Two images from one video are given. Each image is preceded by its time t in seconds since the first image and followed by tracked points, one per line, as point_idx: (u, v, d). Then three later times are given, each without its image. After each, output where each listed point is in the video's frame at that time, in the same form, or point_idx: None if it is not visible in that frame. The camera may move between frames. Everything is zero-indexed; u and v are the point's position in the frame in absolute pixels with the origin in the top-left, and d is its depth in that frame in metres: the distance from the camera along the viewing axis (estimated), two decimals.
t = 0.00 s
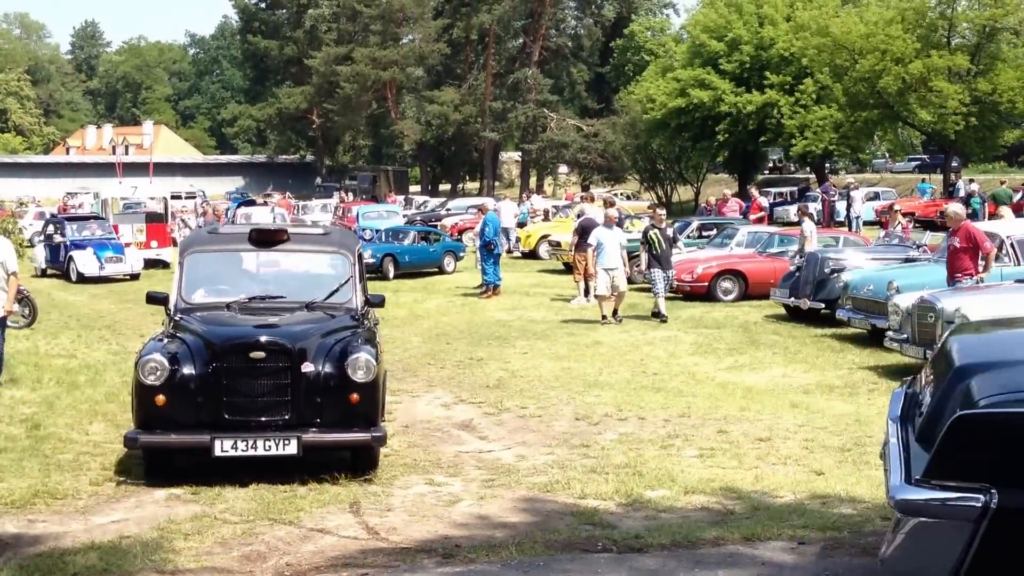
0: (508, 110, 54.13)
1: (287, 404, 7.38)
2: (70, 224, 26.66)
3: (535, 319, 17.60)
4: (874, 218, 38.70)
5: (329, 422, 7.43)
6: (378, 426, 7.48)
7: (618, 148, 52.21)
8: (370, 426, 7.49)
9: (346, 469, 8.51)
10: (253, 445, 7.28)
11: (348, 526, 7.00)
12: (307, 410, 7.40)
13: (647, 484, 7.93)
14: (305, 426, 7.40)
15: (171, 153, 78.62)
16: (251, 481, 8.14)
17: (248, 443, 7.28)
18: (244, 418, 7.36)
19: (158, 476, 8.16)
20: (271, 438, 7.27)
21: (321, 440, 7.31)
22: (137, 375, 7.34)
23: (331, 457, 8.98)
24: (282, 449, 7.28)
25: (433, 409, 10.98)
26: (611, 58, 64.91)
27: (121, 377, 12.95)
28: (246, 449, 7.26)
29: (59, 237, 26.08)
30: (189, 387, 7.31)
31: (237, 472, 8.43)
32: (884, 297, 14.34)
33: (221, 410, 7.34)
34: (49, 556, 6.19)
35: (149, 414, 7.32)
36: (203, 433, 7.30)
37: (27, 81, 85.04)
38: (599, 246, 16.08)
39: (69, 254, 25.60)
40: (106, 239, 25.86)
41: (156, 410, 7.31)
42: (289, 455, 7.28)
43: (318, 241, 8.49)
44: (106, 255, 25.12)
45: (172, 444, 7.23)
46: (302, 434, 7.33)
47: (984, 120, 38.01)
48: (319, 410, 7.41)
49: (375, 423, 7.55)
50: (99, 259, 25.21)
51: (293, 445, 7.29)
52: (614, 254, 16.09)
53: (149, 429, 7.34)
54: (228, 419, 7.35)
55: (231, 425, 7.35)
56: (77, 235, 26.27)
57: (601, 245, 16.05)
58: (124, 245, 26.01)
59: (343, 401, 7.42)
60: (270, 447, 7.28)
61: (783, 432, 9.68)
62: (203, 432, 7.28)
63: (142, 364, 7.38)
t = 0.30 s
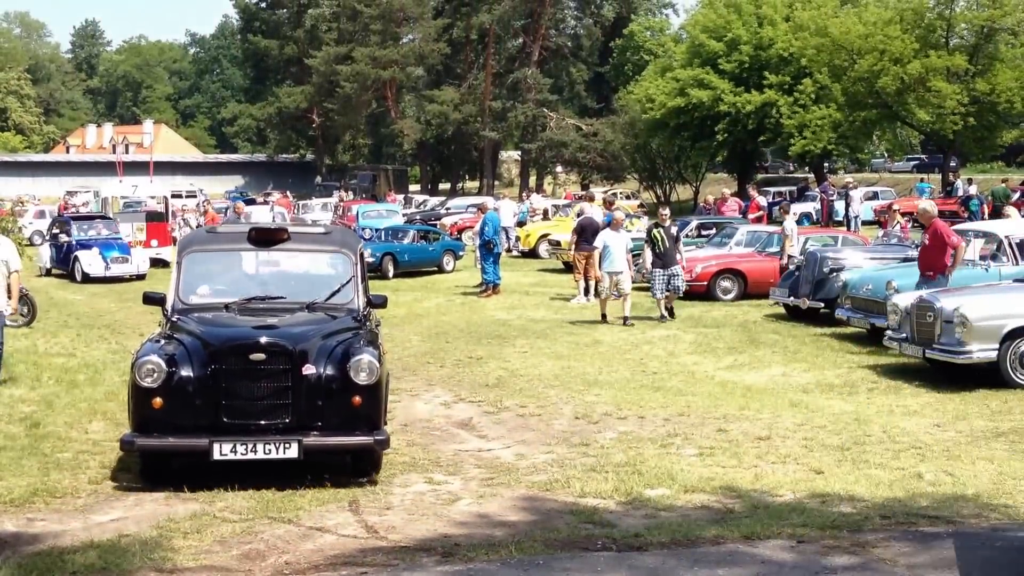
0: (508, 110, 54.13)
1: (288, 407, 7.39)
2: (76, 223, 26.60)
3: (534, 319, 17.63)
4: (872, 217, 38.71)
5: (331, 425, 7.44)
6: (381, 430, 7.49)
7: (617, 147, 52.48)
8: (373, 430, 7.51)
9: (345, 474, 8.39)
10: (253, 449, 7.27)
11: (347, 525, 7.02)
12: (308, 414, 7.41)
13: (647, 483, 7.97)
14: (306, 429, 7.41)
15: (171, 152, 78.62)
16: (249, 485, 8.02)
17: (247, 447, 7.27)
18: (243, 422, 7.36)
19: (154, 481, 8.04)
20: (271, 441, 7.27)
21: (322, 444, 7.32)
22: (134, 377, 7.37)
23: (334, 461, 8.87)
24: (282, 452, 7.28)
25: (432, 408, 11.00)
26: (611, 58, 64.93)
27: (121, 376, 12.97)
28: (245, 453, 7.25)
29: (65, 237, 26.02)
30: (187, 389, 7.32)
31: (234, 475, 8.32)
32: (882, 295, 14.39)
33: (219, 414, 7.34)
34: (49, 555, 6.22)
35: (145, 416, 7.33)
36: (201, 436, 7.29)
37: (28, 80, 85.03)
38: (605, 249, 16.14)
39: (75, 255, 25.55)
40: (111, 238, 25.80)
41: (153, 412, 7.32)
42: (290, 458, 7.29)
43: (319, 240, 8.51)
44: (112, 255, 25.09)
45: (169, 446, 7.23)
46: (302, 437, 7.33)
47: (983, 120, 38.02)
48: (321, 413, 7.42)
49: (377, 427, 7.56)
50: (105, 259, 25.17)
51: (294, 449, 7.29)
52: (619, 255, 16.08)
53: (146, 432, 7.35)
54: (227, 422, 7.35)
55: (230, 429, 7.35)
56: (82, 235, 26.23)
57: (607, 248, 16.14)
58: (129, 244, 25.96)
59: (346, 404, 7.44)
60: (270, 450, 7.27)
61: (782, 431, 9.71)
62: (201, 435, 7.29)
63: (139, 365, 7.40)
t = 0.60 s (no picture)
0: (508, 109, 54.11)
1: (291, 410, 7.30)
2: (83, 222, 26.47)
3: (534, 318, 17.64)
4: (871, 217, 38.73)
5: (334, 428, 7.35)
6: (385, 434, 7.41)
7: (616, 147, 52.55)
8: (377, 434, 7.43)
9: (346, 478, 8.27)
10: (255, 453, 7.18)
11: (346, 524, 7.02)
12: (311, 417, 7.32)
13: (646, 481, 7.98)
14: (309, 433, 7.32)
15: (170, 152, 78.58)
16: (247, 488, 7.91)
17: (249, 450, 7.19)
18: (245, 425, 7.27)
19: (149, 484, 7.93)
20: (273, 446, 7.18)
21: (326, 447, 7.24)
22: (133, 379, 7.28)
23: (335, 465, 8.76)
24: (285, 456, 7.19)
25: (431, 407, 11.01)
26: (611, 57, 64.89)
27: (120, 375, 12.98)
28: (247, 457, 7.16)
29: (71, 236, 25.90)
30: (188, 391, 7.23)
31: (232, 477, 8.20)
32: (881, 295, 14.43)
33: (220, 417, 7.25)
34: (47, 554, 6.22)
35: (145, 419, 7.25)
36: (202, 440, 7.21)
37: (28, 79, 84.95)
38: (611, 246, 15.97)
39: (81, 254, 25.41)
40: (117, 238, 25.69)
41: (152, 414, 7.24)
42: (293, 462, 7.20)
43: (321, 240, 8.51)
44: (119, 255, 24.98)
45: (169, 450, 7.15)
46: (305, 441, 7.25)
47: (982, 120, 38.06)
48: (324, 416, 7.33)
49: (382, 431, 7.48)
50: (111, 259, 25.04)
51: (298, 453, 7.21)
52: (626, 255, 15.93)
53: (145, 435, 7.26)
54: (229, 425, 7.25)
55: (231, 432, 7.26)
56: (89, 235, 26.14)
57: (614, 245, 15.96)
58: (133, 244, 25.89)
59: (350, 407, 7.37)
60: (272, 454, 7.18)
61: (781, 430, 9.72)
62: (202, 438, 7.20)
63: (138, 367, 7.32)
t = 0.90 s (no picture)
0: (507, 109, 54.12)
1: (295, 414, 7.17)
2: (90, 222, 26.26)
3: (534, 317, 17.62)
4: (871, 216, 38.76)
5: (339, 431, 7.22)
6: (392, 437, 7.27)
7: (615, 146, 52.61)
8: (383, 438, 7.29)
9: (350, 483, 8.12)
10: (259, 457, 7.03)
11: (346, 523, 7.00)
12: (316, 420, 7.19)
13: (646, 481, 7.97)
14: (314, 436, 7.20)
15: (170, 151, 78.54)
16: (248, 493, 7.77)
17: (252, 455, 7.04)
18: (248, 428, 7.13)
19: (149, 489, 7.79)
20: (277, 450, 7.04)
21: (332, 451, 7.10)
22: (133, 381, 7.14)
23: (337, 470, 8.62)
24: (291, 461, 7.04)
25: (431, 406, 10.99)
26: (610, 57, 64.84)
27: (119, 375, 12.96)
28: (251, 462, 7.01)
29: (76, 236, 25.70)
30: (189, 394, 7.09)
31: (233, 483, 8.06)
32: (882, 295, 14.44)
33: (223, 420, 7.11)
34: (47, 553, 6.20)
35: (145, 423, 7.12)
36: (205, 443, 7.07)
37: (27, 78, 84.84)
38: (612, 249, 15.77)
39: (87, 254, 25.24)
40: (123, 238, 25.50)
41: (153, 417, 7.11)
42: (298, 467, 7.06)
43: (324, 240, 8.45)
44: (125, 256, 24.80)
45: (171, 455, 7.01)
46: (310, 444, 7.11)
47: (982, 119, 38.08)
48: (329, 419, 7.20)
49: (388, 434, 7.34)
50: (117, 260, 24.86)
51: (303, 457, 7.06)
52: (629, 256, 15.65)
53: (145, 439, 7.12)
54: (231, 429, 7.11)
55: (234, 436, 7.12)
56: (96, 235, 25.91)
57: (614, 248, 15.71)
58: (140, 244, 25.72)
59: (356, 410, 7.23)
60: (277, 458, 7.04)
61: (781, 430, 9.70)
62: (205, 442, 7.06)
63: (138, 368, 7.17)
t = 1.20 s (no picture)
0: (506, 108, 54.11)
1: (301, 417, 6.99)
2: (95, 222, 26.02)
3: (534, 316, 17.60)
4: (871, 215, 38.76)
5: (346, 436, 7.05)
6: (401, 442, 7.10)
7: (615, 145, 52.67)
8: (393, 443, 7.12)
9: (355, 488, 7.92)
10: (265, 462, 6.84)
11: (345, 522, 6.99)
12: (323, 424, 7.01)
13: (646, 480, 7.95)
14: (321, 441, 7.02)
15: (169, 151, 78.50)
16: (251, 498, 7.57)
17: (258, 459, 6.85)
18: (253, 432, 6.95)
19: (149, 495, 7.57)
20: (284, 454, 6.85)
21: (340, 456, 6.92)
22: (133, 382, 6.94)
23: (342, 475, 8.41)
24: (298, 465, 6.86)
25: (431, 406, 10.97)
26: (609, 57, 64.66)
27: (118, 374, 12.93)
28: (256, 466, 6.83)
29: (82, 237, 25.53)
30: (192, 396, 6.91)
31: (236, 487, 7.86)
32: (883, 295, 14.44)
33: (227, 423, 6.92)
34: (46, 552, 6.17)
35: (146, 425, 6.92)
36: (208, 447, 6.87)
37: (27, 78, 84.82)
38: (614, 247, 15.69)
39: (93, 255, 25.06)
40: (130, 239, 25.34)
41: (154, 420, 6.91)
42: (305, 472, 6.87)
43: (328, 239, 8.28)
44: (131, 256, 24.65)
45: (174, 458, 6.81)
46: (317, 449, 6.92)
47: (982, 118, 38.07)
48: (337, 423, 7.02)
49: (397, 439, 7.17)
50: (122, 261, 24.68)
51: (310, 462, 6.88)
52: (630, 255, 15.53)
53: (145, 442, 6.92)
54: (235, 432, 6.93)
55: (239, 440, 6.93)
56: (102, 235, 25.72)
57: (617, 246, 15.64)
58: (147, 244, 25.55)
59: (364, 413, 7.06)
60: (284, 463, 6.85)
61: (781, 428, 9.68)
62: (208, 446, 6.87)
63: (139, 369, 6.98)
